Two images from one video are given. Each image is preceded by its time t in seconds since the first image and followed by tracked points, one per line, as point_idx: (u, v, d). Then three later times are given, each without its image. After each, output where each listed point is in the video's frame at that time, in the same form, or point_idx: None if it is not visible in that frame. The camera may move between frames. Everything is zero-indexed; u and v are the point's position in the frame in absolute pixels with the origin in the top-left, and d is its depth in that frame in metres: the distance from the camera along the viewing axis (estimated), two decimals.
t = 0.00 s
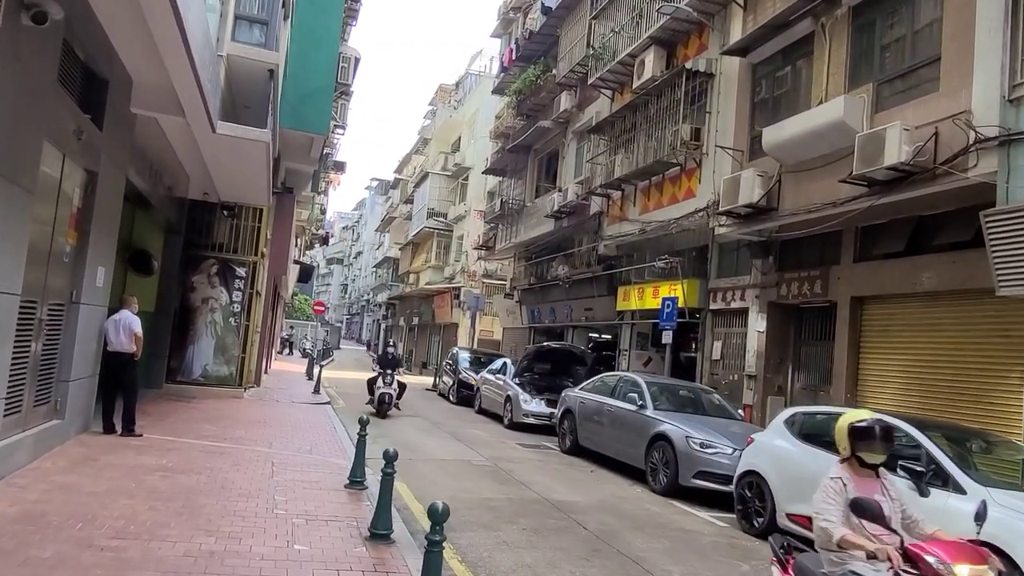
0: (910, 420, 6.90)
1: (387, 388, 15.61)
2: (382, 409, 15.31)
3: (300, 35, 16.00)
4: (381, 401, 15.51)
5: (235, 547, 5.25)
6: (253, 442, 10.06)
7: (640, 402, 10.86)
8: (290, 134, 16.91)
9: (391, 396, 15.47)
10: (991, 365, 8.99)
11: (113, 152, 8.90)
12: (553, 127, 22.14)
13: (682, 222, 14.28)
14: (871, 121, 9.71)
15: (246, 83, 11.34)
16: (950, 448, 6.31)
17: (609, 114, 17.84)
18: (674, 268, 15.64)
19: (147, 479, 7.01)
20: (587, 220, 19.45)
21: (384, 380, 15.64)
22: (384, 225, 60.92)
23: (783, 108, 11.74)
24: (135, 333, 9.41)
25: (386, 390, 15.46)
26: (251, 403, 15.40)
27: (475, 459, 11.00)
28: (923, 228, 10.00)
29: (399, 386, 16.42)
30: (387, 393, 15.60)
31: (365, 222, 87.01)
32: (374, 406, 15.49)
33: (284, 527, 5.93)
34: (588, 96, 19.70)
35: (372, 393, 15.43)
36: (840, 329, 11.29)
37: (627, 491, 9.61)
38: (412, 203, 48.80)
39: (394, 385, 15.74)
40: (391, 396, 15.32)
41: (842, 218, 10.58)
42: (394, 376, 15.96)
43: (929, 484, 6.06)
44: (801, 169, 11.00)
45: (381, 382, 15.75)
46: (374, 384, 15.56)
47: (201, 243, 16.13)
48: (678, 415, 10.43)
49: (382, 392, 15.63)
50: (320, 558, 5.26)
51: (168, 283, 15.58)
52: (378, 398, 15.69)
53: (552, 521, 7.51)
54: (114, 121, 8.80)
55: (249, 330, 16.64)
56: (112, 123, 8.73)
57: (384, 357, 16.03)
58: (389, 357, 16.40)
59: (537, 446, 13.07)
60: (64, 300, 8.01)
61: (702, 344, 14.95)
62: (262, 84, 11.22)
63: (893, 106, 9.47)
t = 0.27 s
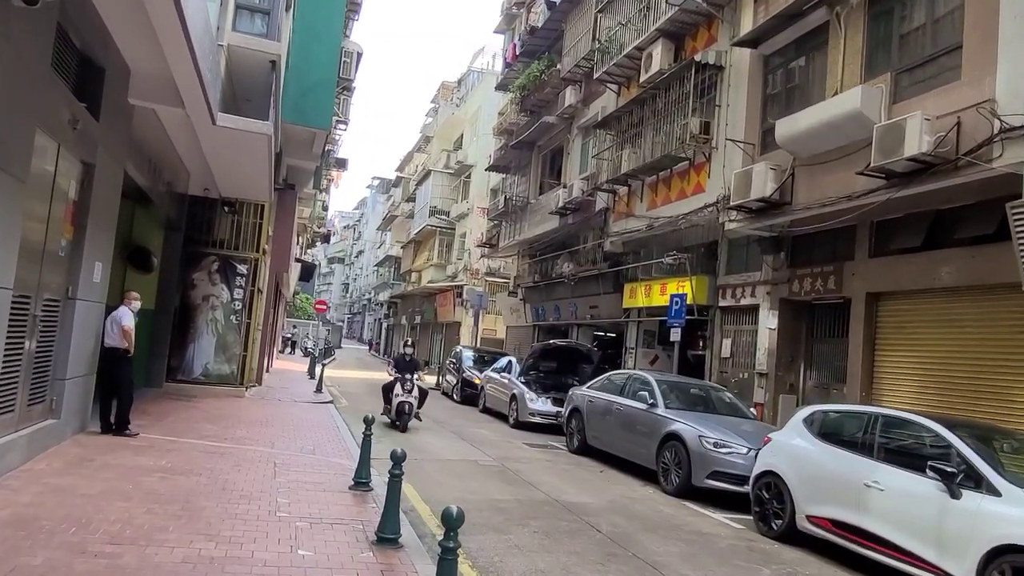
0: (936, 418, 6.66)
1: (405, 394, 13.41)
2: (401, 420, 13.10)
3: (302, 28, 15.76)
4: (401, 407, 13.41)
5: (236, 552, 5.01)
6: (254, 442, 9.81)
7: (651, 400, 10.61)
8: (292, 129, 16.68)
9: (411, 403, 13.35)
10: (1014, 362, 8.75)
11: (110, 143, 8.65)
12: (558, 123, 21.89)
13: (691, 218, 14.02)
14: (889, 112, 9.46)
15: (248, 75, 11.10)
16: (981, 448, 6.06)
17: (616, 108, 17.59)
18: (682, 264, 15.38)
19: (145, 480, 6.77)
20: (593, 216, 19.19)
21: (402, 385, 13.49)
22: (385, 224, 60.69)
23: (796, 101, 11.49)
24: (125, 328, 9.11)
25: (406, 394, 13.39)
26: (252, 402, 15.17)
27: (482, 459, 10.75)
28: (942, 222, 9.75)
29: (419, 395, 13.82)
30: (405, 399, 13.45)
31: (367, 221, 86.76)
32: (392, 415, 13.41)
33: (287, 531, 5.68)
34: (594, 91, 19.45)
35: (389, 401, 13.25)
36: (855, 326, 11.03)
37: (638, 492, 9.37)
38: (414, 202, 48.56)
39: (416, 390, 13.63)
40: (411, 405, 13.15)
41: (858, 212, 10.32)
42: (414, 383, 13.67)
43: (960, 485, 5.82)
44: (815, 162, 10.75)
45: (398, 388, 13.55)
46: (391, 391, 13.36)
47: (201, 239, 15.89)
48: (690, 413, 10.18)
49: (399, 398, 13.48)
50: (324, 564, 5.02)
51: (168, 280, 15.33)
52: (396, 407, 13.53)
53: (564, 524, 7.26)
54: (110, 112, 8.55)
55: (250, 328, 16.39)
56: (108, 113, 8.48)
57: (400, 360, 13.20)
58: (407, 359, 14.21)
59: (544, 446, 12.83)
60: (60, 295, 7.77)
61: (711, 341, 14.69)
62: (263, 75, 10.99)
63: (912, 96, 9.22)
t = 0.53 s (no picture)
0: (963, 423, 6.38)
1: (431, 410, 10.91)
2: (427, 442, 10.73)
3: (303, 23, 15.51)
4: (427, 427, 10.82)
5: (233, 566, 4.74)
6: (254, 446, 9.54)
7: (661, 403, 10.34)
8: (293, 126, 16.45)
9: (440, 420, 10.95)
10: None
11: (105, 138, 8.38)
12: (563, 121, 21.62)
13: (700, 216, 13.74)
14: (908, 106, 9.18)
15: (248, 69, 10.86)
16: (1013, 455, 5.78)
17: (622, 105, 17.32)
18: (691, 264, 15.10)
19: (139, 488, 6.50)
20: (599, 215, 18.91)
21: (428, 400, 10.95)
22: (388, 224, 60.44)
23: (810, 96, 11.22)
24: (115, 331, 8.78)
25: (432, 411, 10.92)
26: (252, 404, 14.90)
27: (488, 463, 10.48)
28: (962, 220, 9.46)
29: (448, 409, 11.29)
30: (431, 417, 10.87)
31: (369, 221, 86.52)
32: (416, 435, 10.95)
33: (287, 542, 5.41)
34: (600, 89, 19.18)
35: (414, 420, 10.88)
36: (870, 327, 10.75)
37: (649, 498, 9.09)
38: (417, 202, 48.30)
39: (443, 407, 11.02)
40: (441, 423, 10.78)
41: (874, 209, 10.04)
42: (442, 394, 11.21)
43: (993, 495, 5.54)
44: (830, 158, 10.46)
45: (423, 403, 10.96)
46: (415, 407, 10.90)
47: (201, 238, 15.63)
48: (701, 417, 9.90)
49: (424, 417, 10.87)
50: None
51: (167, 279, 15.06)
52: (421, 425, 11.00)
53: (575, 533, 6.98)
54: (106, 106, 8.30)
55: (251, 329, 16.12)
56: (104, 107, 8.22)
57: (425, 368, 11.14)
58: (429, 368, 11.34)
59: (550, 449, 12.56)
60: (53, 295, 7.51)
61: (721, 342, 14.40)
62: (264, 69, 10.75)
63: (932, 90, 8.94)
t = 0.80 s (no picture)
0: (992, 428, 6.11)
1: (472, 434, 8.60)
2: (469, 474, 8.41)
3: (304, 19, 15.24)
4: (467, 454, 8.55)
5: None
6: (254, 449, 9.30)
7: (671, 405, 10.08)
8: (294, 124, 16.23)
9: (483, 447, 8.58)
10: None
11: (101, 132, 8.14)
12: (567, 119, 21.37)
13: (709, 215, 13.48)
14: (927, 100, 8.93)
15: (249, 63, 10.62)
16: None
17: (629, 102, 17.06)
18: (699, 264, 14.84)
19: (133, 494, 6.25)
20: (604, 214, 18.65)
21: (468, 421, 8.64)
22: (389, 224, 60.19)
23: (824, 91, 10.96)
24: (111, 332, 8.50)
25: (474, 434, 8.61)
26: (253, 406, 14.65)
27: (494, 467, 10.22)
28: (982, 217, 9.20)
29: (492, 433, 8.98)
30: (472, 443, 8.57)
31: (370, 222, 86.35)
32: (454, 465, 8.74)
33: (287, 552, 5.17)
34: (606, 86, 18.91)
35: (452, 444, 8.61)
36: (886, 328, 10.48)
37: (660, 503, 8.83)
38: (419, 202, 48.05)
39: (486, 430, 8.65)
40: (485, 450, 8.45)
41: (891, 206, 9.77)
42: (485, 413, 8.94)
43: None
44: (845, 154, 10.21)
45: (462, 423, 8.70)
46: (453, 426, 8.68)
47: (201, 237, 15.40)
48: (713, 419, 9.65)
49: (463, 442, 8.61)
50: None
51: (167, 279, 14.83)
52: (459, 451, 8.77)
53: (586, 541, 6.72)
54: (101, 99, 8.05)
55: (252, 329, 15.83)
56: (99, 100, 7.97)
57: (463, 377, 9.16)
58: (468, 378, 9.26)
59: (556, 452, 12.30)
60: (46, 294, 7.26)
61: (730, 343, 14.13)
62: (264, 63, 10.50)
63: (952, 83, 8.68)
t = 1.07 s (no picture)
0: None
1: (544, 477, 6.32)
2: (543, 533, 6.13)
3: (303, 13, 14.95)
4: (537, 504, 6.24)
5: None
6: (252, 453, 9.03)
7: (681, 407, 9.81)
8: (293, 120, 15.97)
9: (556, 494, 6.32)
10: None
11: (94, 126, 7.86)
12: (570, 116, 21.10)
13: (718, 212, 13.21)
14: (947, 93, 8.65)
15: (246, 55, 10.33)
16: None
17: (633, 98, 16.79)
18: (706, 263, 14.58)
19: (126, 503, 5.98)
20: (608, 212, 18.39)
21: (537, 458, 6.36)
22: (389, 223, 59.92)
23: (836, 85, 10.70)
24: (101, 333, 8.20)
25: (545, 475, 6.33)
26: (252, 407, 14.40)
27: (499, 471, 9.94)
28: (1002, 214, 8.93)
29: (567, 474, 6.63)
30: (543, 489, 6.28)
31: (370, 221, 86.06)
32: (519, 518, 6.51)
33: (287, 565, 4.91)
34: (611, 82, 18.64)
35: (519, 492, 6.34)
36: (901, 327, 10.22)
37: (672, 509, 8.56)
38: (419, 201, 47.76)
39: (560, 470, 6.41)
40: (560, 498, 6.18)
41: (907, 203, 9.49)
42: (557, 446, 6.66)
43: None
44: (860, 149, 9.94)
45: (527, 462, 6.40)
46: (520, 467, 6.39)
47: (199, 236, 15.13)
48: (724, 422, 9.38)
49: (532, 488, 6.30)
50: None
51: (164, 278, 14.56)
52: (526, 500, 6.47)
53: (598, 550, 6.46)
54: (94, 92, 7.77)
55: (251, 329, 15.57)
56: (92, 93, 7.69)
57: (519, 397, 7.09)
58: (526, 399, 8.45)
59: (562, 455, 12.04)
60: (36, 293, 6.99)
61: (737, 343, 13.88)
62: (262, 56, 10.22)
63: (973, 75, 8.41)
